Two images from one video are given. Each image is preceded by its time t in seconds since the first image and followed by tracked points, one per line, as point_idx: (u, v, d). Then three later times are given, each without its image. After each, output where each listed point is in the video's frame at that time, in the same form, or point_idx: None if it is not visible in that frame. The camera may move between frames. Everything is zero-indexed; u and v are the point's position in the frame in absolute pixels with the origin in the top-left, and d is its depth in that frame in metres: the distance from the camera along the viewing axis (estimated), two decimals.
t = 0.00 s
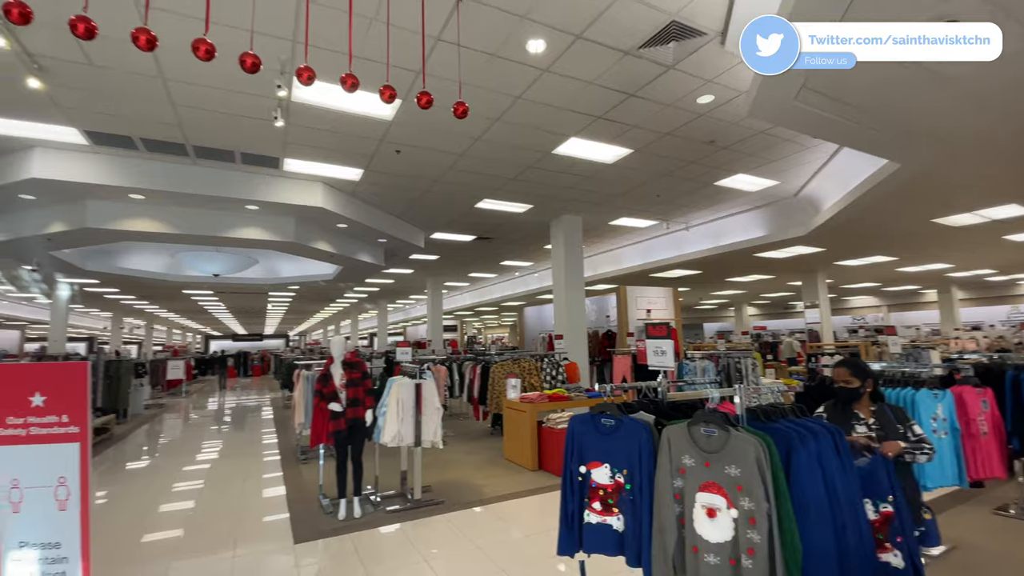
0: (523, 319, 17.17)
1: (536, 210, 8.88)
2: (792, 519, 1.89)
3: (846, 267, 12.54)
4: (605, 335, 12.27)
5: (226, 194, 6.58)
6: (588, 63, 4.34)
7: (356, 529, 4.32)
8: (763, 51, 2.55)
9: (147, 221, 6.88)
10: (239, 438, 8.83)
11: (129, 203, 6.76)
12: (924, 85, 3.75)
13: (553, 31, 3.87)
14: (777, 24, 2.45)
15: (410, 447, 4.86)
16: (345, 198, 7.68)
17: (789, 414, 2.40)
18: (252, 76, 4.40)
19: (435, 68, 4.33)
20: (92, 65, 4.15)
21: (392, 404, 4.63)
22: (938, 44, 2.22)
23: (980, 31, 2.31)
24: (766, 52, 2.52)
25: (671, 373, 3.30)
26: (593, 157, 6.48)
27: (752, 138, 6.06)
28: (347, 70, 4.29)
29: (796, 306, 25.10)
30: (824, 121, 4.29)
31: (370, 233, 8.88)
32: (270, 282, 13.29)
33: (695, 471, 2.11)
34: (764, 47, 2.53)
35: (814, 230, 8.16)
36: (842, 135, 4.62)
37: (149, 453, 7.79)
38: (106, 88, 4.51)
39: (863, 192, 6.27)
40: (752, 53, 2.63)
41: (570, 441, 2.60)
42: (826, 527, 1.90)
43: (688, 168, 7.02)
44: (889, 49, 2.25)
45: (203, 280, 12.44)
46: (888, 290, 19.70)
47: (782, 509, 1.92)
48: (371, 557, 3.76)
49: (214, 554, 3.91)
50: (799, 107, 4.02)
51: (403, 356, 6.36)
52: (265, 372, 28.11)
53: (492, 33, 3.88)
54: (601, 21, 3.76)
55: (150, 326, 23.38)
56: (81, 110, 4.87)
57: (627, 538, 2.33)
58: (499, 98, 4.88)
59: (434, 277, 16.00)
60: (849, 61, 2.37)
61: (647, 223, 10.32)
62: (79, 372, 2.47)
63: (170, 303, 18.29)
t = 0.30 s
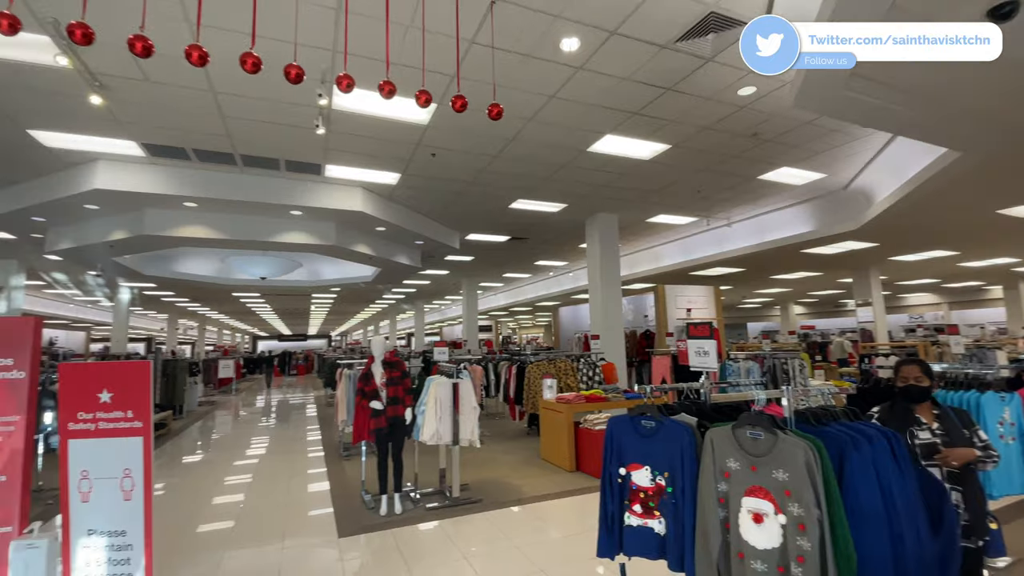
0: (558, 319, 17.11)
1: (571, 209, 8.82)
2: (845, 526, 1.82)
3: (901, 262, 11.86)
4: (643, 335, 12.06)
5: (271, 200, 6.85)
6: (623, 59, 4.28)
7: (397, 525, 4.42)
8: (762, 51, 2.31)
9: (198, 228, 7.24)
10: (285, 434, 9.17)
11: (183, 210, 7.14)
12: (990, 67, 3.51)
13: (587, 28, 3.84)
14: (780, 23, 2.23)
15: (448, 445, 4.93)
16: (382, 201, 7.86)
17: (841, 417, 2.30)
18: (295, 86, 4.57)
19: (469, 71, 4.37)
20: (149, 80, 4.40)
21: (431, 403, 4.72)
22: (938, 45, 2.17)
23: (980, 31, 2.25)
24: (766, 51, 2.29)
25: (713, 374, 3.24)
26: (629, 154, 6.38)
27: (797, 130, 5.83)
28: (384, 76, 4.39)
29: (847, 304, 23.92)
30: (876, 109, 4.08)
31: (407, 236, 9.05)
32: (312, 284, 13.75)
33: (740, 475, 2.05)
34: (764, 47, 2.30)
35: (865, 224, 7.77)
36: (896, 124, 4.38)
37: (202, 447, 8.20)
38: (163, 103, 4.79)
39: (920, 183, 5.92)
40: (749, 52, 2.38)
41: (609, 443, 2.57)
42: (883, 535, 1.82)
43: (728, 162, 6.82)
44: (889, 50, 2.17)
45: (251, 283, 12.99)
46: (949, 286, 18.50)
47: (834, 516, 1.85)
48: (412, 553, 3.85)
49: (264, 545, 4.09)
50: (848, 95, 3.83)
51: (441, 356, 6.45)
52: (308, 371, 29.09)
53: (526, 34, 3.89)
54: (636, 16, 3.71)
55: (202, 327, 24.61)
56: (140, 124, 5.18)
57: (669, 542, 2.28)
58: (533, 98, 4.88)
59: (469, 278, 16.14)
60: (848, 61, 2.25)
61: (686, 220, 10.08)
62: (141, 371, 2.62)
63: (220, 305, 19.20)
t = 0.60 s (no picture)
0: (595, 318, 16.96)
1: (607, 207, 8.72)
2: (905, 535, 1.72)
3: (965, 256, 11.10)
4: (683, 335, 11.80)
5: (314, 205, 7.10)
6: (660, 53, 4.19)
7: (437, 521, 4.49)
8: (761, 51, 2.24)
9: (247, 233, 7.58)
10: (329, 431, 9.49)
11: (233, 216, 7.49)
12: None
13: (623, 24, 3.79)
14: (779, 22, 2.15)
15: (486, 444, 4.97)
16: (419, 203, 7.99)
17: (899, 422, 2.19)
18: (336, 94, 4.72)
19: (504, 72, 4.39)
20: (200, 93, 4.64)
21: (468, 401, 4.77)
22: (938, 45, 2.17)
23: (981, 32, 2.30)
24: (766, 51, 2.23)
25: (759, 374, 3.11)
26: (667, 149, 6.24)
27: (847, 119, 5.55)
28: (421, 80, 4.47)
29: (904, 301, 22.59)
30: (935, 95, 3.84)
31: (443, 237, 9.17)
32: (353, 285, 14.15)
33: (790, 480, 1.98)
34: (764, 47, 2.22)
35: (924, 217, 7.32)
36: (958, 109, 4.10)
37: (252, 442, 8.58)
38: (214, 114, 5.05)
39: (985, 172, 5.53)
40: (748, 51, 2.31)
41: (650, 444, 2.53)
42: (949, 548, 1.70)
43: (772, 155, 6.57)
44: (889, 49, 2.12)
45: (296, 284, 13.50)
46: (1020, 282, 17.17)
47: (892, 524, 1.75)
48: (450, 549, 3.91)
49: (310, 537, 4.24)
50: (904, 81, 3.62)
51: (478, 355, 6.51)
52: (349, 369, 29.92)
53: (560, 32, 3.87)
54: (673, 9, 3.63)
55: (251, 327, 25.74)
56: (193, 135, 5.48)
57: (714, 547, 2.21)
58: (567, 96, 4.85)
59: (505, 278, 16.19)
60: (849, 60, 2.19)
61: (728, 216, 9.78)
62: (198, 369, 2.77)
63: (266, 306, 20.02)
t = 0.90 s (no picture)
0: (633, 318, 16.73)
1: (645, 205, 8.56)
2: (974, 547, 1.62)
3: None
4: (726, 335, 11.44)
5: (356, 208, 7.31)
6: (700, 45, 4.08)
7: (476, 519, 4.53)
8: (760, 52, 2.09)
9: (292, 236, 7.88)
10: (370, 428, 9.73)
11: (279, 221, 7.80)
12: None
13: (661, 17, 3.71)
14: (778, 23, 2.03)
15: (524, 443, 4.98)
16: (455, 205, 8.09)
17: (966, 425, 2.06)
18: (375, 100, 4.84)
19: (539, 71, 4.39)
20: (248, 103, 4.85)
21: (505, 401, 4.78)
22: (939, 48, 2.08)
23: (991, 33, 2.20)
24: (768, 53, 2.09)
25: (810, 376, 2.97)
26: (707, 143, 6.07)
27: (904, 106, 5.24)
28: (458, 83, 4.52)
29: (968, 299, 21.13)
30: (1006, 77, 3.56)
31: (480, 238, 9.25)
32: (392, 286, 14.48)
33: (845, 487, 1.89)
34: (763, 48, 2.09)
35: (992, 208, 6.82)
36: None
37: (298, 438, 8.91)
38: (262, 124, 5.27)
39: None
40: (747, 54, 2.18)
41: (694, 447, 2.46)
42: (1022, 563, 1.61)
43: (821, 146, 6.29)
44: (890, 51, 2.01)
45: (338, 285, 13.92)
46: None
47: (959, 535, 1.66)
48: (490, 547, 3.94)
49: (356, 531, 4.38)
50: (970, 64, 3.38)
51: (515, 355, 6.54)
52: (389, 368, 30.60)
53: (597, 29, 3.83)
54: None
55: (295, 327, 26.73)
56: (244, 144, 5.74)
57: (763, 554, 2.14)
58: (604, 92, 4.79)
59: (540, 277, 16.18)
60: (849, 62, 2.07)
61: (773, 211, 9.42)
62: (251, 367, 2.90)
63: (310, 307, 20.74)
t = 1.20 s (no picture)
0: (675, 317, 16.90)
1: (685, 201, 8.35)
2: None
3: None
4: (773, 335, 11.02)
5: (395, 211, 7.47)
6: (743, 34, 3.94)
7: (515, 518, 4.54)
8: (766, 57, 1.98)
9: (334, 239, 8.13)
10: (410, 425, 9.92)
11: (322, 224, 8.07)
12: None
13: (702, 7, 3.61)
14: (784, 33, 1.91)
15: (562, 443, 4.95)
16: (491, 205, 8.15)
17: None
18: (413, 103, 4.93)
19: (576, 68, 4.35)
20: (293, 111, 5.04)
21: (543, 401, 4.77)
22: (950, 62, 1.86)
23: None
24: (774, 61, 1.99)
25: (867, 378, 2.82)
26: (751, 135, 5.86)
27: (969, 90, 4.90)
28: (494, 84, 4.55)
29: None
30: None
31: (515, 237, 9.27)
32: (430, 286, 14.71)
33: (908, 494, 1.78)
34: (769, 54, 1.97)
35: None
36: None
37: (342, 434, 9.19)
38: (306, 131, 5.46)
39: None
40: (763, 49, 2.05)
41: (742, 449, 2.37)
42: None
43: (875, 135, 5.96)
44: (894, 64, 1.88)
45: (378, 286, 14.27)
46: None
47: None
48: (529, 546, 3.94)
49: (398, 526, 4.47)
50: None
51: (552, 354, 6.51)
52: (427, 367, 31.12)
53: (635, 22, 3.77)
54: None
55: (337, 326, 27.59)
56: (289, 150, 5.97)
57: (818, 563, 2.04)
58: (642, 87, 4.70)
59: (576, 276, 16.06)
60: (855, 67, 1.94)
61: (822, 205, 9.00)
62: (301, 365, 3.02)
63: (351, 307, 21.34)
